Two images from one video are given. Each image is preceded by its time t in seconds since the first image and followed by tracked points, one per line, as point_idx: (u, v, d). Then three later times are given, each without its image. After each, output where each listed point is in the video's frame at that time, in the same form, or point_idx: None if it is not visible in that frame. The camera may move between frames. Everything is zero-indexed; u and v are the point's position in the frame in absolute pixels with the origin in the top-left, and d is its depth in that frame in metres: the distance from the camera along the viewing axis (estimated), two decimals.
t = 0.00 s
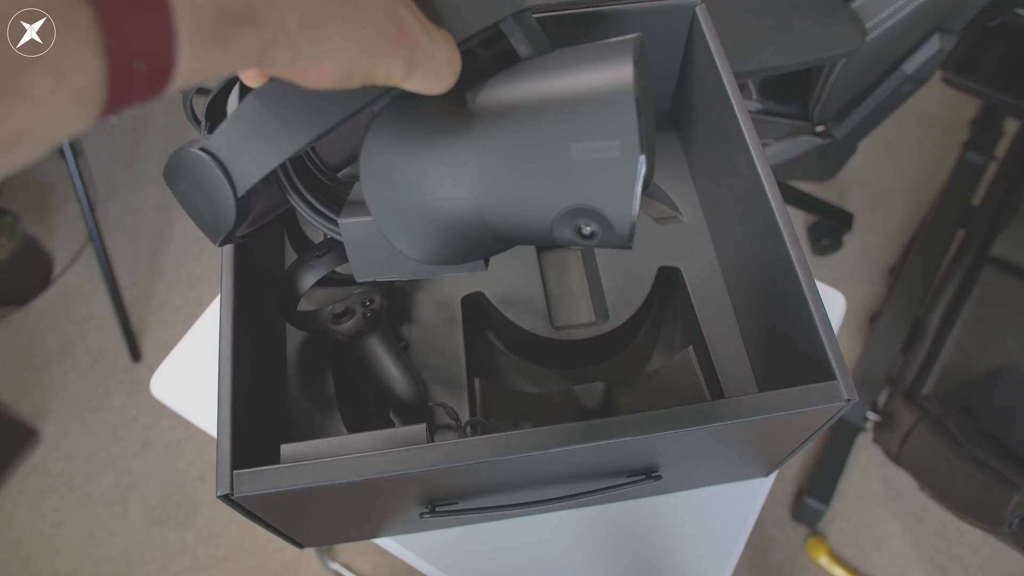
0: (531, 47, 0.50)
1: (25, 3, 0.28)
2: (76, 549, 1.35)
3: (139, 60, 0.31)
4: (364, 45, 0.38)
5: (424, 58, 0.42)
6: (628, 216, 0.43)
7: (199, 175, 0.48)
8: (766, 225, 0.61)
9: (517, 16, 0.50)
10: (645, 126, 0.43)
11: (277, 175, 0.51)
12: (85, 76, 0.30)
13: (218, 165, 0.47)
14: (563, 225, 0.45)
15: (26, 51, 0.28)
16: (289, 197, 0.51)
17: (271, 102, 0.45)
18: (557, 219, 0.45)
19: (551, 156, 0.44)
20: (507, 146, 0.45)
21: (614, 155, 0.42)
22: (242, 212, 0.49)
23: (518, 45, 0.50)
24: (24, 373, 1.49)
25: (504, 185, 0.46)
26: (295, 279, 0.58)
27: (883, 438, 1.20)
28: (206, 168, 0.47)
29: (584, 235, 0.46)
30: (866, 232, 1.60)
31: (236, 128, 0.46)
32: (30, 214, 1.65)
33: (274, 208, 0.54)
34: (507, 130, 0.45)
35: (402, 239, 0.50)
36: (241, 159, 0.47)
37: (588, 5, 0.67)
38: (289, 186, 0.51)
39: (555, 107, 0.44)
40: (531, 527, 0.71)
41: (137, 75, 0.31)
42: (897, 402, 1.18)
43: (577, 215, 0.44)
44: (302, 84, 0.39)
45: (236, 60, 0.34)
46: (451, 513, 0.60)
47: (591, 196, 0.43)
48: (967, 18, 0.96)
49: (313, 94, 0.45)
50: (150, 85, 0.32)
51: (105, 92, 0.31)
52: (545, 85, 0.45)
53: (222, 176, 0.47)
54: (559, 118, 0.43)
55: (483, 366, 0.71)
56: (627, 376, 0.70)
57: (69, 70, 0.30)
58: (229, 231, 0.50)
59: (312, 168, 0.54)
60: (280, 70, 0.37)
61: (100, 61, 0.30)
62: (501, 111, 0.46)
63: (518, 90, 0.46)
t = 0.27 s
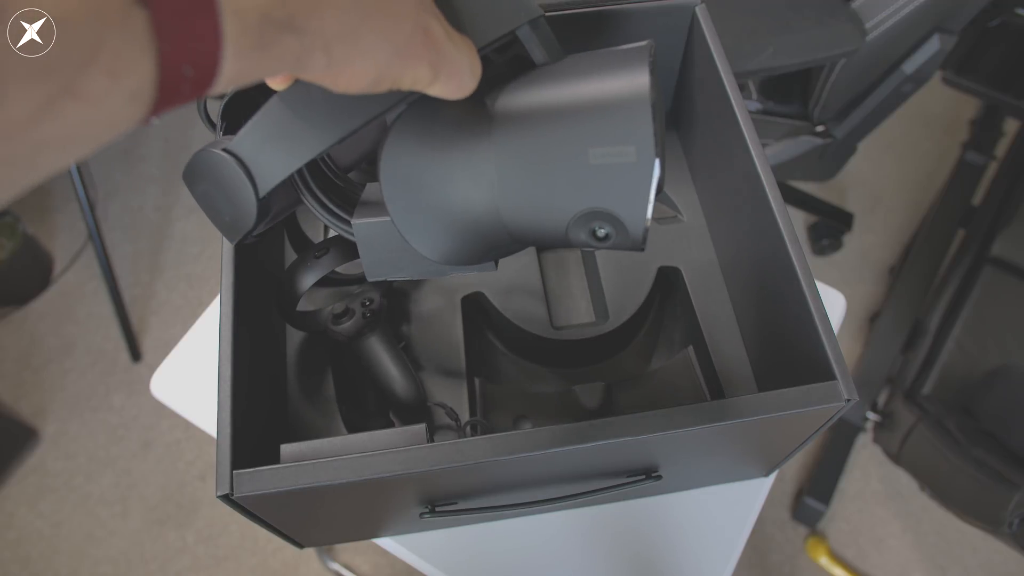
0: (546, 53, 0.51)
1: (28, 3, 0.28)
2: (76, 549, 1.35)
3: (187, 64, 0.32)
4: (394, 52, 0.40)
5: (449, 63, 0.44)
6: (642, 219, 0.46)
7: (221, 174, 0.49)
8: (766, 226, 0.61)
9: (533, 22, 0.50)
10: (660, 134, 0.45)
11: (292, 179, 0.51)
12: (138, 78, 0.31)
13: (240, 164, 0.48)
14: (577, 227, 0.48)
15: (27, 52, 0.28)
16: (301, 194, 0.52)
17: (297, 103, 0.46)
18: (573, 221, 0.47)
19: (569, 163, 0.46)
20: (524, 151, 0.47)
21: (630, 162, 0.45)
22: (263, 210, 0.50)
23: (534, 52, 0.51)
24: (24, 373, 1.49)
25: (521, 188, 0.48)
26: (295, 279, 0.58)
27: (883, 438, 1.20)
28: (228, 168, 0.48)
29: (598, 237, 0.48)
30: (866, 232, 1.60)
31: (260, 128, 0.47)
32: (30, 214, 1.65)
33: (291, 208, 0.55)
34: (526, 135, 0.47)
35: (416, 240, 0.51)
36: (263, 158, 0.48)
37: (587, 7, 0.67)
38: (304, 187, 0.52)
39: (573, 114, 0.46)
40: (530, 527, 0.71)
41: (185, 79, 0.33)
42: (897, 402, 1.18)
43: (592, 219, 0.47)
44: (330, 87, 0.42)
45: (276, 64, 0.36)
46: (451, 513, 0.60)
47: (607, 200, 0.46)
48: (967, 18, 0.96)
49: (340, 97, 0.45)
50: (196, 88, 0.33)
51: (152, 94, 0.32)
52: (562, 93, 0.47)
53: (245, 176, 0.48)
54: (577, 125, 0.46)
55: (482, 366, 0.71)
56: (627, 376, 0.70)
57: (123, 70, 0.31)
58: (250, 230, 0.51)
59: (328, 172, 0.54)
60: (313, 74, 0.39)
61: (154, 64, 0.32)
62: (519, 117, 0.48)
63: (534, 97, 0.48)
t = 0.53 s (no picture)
0: (554, 58, 0.52)
1: (33, 4, 0.30)
2: (77, 549, 1.35)
3: (211, 69, 0.34)
4: (410, 58, 0.41)
5: (461, 69, 0.44)
6: (647, 224, 0.47)
7: (232, 175, 0.49)
8: (766, 225, 0.61)
9: (542, 27, 0.50)
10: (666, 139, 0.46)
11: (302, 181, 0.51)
12: (165, 81, 0.33)
13: (251, 165, 0.48)
14: (583, 230, 0.49)
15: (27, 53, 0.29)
16: (309, 194, 0.52)
17: (310, 105, 0.46)
18: (580, 225, 0.48)
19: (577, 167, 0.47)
20: (532, 154, 0.48)
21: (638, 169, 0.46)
22: (274, 211, 0.50)
23: (542, 57, 0.51)
24: (24, 373, 1.49)
25: (529, 192, 0.49)
26: (295, 279, 0.58)
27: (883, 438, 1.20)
28: (240, 168, 0.48)
29: (603, 241, 0.49)
30: (866, 232, 1.60)
31: (272, 129, 0.47)
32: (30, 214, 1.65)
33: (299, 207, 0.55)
34: (534, 139, 0.48)
35: (422, 243, 0.51)
36: (275, 159, 0.48)
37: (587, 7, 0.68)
38: (313, 188, 0.52)
39: (580, 118, 0.47)
40: (531, 527, 0.71)
41: (209, 83, 0.35)
42: (897, 402, 1.17)
43: (598, 222, 0.48)
44: (346, 92, 0.43)
45: (295, 69, 0.37)
46: (451, 513, 0.60)
47: (613, 204, 0.47)
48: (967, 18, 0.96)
49: (354, 99, 0.45)
50: (219, 91, 0.35)
51: (177, 98, 0.35)
52: (569, 98, 0.48)
53: (256, 176, 0.48)
54: (584, 130, 0.47)
55: (482, 365, 0.71)
56: (627, 376, 0.70)
57: (151, 73, 0.33)
58: (260, 230, 0.51)
59: (337, 173, 0.54)
60: (332, 78, 0.40)
61: (180, 69, 0.34)
62: (527, 122, 0.48)
63: (542, 102, 0.49)
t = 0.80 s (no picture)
0: (558, 61, 0.52)
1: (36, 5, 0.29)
2: (77, 549, 1.35)
3: (217, 71, 0.35)
4: (414, 60, 0.41)
5: (465, 71, 0.44)
6: (648, 229, 0.46)
7: (233, 172, 0.49)
8: (766, 226, 0.61)
9: (547, 31, 0.50)
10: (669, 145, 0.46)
11: (303, 178, 0.51)
12: (171, 82, 0.34)
13: (253, 162, 0.48)
14: (584, 235, 0.48)
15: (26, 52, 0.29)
16: (310, 191, 0.52)
17: (313, 104, 0.46)
18: (580, 229, 0.48)
19: (579, 171, 0.47)
20: (534, 158, 0.48)
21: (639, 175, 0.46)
22: (274, 208, 0.50)
23: (546, 60, 0.52)
24: (24, 373, 1.49)
25: (530, 194, 0.49)
26: (295, 279, 0.58)
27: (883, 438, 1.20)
28: (241, 165, 0.48)
29: (603, 246, 0.49)
30: (866, 232, 1.60)
31: (274, 127, 0.47)
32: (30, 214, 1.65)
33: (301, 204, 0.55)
34: (536, 142, 0.48)
35: (421, 243, 0.51)
36: (277, 157, 0.47)
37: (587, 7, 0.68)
38: (314, 187, 0.52)
39: (583, 122, 0.47)
40: (531, 527, 0.71)
41: (214, 84, 0.35)
42: (897, 402, 1.17)
43: (598, 228, 0.47)
44: (351, 94, 0.43)
45: (301, 71, 0.38)
46: (451, 513, 0.60)
47: (614, 209, 0.46)
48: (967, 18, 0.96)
49: (359, 100, 0.45)
50: (224, 93, 0.36)
51: (182, 100, 0.35)
52: (573, 103, 0.48)
53: (257, 174, 0.48)
54: (586, 134, 0.47)
55: (482, 365, 0.71)
56: (627, 376, 0.70)
57: (158, 75, 0.33)
58: (261, 226, 0.51)
59: (340, 171, 0.54)
60: (336, 81, 0.40)
61: (186, 70, 0.34)
62: (530, 125, 0.49)
63: (545, 106, 0.49)
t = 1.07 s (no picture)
0: (561, 65, 0.52)
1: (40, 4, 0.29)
2: (77, 549, 1.35)
3: (222, 72, 0.35)
4: (417, 62, 0.41)
5: (467, 73, 0.44)
6: (648, 234, 0.46)
7: (235, 171, 0.49)
8: (766, 226, 0.61)
9: (549, 33, 0.51)
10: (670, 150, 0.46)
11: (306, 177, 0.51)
12: (175, 83, 0.34)
13: (255, 162, 0.48)
14: (584, 239, 0.48)
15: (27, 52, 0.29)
16: (312, 191, 0.52)
17: (316, 105, 0.46)
18: (580, 232, 0.48)
19: (580, 175, 0.47)
20: (535, 161, 0.48)
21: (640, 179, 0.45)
22: (275, 208, 0.50)
23: (548, 62, 0.52)
24: (24, 373, 1.49)
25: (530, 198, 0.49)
26: (295, 279, 0.58)
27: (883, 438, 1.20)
28: (243, 165, 0.48)
29: (603, 250, 0.49)
30: (866, 232, 1.60)
31: (276, 127, 0.47)
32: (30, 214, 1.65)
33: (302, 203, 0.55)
34: (537, 145, 0.48)
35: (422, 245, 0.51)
36: (278, 157, 0.48)
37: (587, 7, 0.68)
38: (316, 187, 0.52)
39: (584, 126, 0.47)
40: (531, 527, 0.71)
41: (219, 84, 0.35)
42: (897, 402, 1.17)
43: (598, 232, 0.47)
44: (353, 95, 0.43)
45: (303, 72, 0.38)
46: (451, 513, 0.60)
47: (614, 213, 0.46)
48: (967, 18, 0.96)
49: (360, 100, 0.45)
50: (228, 94, 0.36)
51: (186, 101, 0.35)
52: (574, 106, 0.48)
53: (259, 174, 0.48)
54: (587, 138, 0.47)
55: (483, 366, 0.71)
56: (627, 376, 0.70)
57: (162, 76, 0.33)
58: (262, 226, 0.51)
59: (342, 171, 0.54)
60: (339, 82, 0.40)
61: (190, 72, 0.34)
62: (532, 128, 0.49)
63: (547, 110, 0.49)
